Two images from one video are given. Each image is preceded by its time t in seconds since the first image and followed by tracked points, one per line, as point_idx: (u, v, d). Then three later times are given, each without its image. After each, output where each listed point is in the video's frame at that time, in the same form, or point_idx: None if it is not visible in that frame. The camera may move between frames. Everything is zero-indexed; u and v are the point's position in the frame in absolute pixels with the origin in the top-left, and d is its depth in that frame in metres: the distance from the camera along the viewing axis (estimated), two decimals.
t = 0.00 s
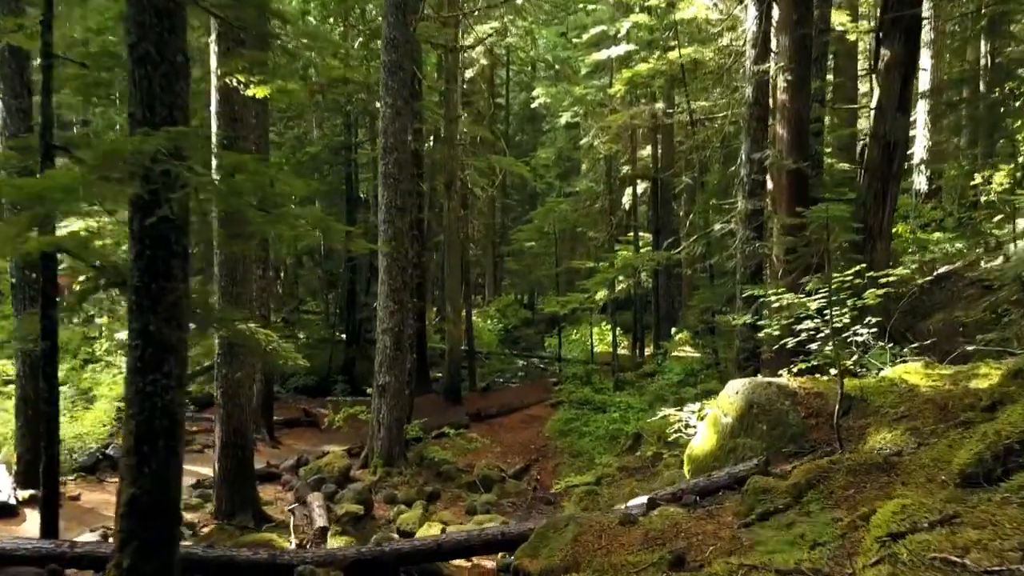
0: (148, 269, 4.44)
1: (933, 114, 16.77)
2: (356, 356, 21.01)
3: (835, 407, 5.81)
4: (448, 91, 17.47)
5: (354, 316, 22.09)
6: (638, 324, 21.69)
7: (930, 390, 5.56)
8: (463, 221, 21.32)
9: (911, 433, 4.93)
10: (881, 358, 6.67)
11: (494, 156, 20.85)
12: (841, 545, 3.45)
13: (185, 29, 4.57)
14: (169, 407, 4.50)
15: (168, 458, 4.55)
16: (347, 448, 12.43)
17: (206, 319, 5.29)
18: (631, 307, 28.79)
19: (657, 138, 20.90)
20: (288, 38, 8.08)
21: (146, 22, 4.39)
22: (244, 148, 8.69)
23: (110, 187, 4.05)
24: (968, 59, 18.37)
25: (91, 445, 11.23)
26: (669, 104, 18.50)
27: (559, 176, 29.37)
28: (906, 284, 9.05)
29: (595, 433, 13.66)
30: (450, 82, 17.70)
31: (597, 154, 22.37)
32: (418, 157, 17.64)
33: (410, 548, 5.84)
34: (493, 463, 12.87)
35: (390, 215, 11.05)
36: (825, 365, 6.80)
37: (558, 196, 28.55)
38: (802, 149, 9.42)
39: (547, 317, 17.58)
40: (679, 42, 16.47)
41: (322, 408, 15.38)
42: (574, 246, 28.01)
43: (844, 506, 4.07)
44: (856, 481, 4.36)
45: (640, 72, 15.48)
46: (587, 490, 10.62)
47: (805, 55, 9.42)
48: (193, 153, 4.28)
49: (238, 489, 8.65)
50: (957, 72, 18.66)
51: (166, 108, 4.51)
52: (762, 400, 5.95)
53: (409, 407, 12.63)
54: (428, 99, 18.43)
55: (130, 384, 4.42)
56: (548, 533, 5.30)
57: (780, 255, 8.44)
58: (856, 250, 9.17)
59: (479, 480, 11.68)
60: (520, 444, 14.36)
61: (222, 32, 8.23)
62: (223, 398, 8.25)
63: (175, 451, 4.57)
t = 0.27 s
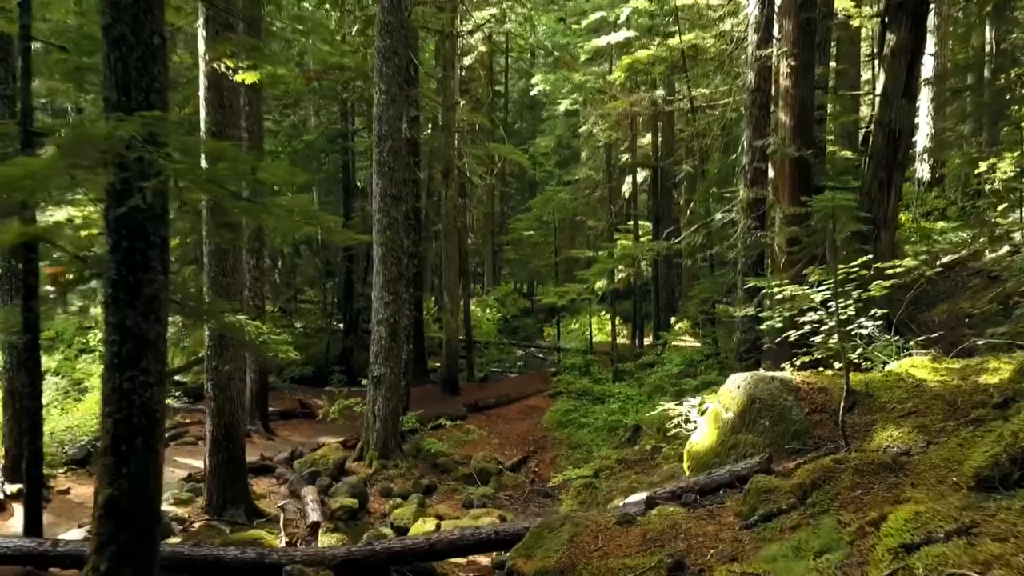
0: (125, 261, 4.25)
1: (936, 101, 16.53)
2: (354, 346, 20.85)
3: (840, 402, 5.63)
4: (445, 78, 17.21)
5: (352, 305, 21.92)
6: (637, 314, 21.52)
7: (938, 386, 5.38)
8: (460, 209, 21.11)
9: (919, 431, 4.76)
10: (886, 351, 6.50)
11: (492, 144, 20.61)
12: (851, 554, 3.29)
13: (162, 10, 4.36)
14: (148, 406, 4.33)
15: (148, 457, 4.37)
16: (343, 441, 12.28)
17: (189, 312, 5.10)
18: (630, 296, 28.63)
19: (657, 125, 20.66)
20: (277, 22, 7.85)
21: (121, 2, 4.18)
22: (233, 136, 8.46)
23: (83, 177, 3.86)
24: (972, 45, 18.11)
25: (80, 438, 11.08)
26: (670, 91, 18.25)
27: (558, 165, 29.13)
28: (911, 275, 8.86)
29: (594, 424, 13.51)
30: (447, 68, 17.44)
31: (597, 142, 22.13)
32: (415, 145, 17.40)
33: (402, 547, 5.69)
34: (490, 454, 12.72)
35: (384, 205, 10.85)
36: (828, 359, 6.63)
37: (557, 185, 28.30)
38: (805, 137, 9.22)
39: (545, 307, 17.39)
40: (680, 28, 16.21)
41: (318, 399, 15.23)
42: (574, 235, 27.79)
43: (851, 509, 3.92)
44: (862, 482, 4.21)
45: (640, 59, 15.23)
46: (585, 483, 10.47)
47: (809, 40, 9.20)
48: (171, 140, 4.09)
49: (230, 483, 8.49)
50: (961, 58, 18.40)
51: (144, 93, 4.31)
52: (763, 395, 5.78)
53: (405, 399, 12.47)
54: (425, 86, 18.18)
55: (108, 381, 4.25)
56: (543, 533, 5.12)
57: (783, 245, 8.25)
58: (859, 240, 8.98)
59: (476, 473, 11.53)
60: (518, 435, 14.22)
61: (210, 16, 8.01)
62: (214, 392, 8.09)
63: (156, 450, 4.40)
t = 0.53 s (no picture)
0: (103, 254, 4.07)
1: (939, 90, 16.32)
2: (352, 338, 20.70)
3: (845, 398, 5.48)
4: (442, 66, 16.97)
5: (349, 296, 21.75)
6: (637, 305, 21.35)
7: (947, 382, 5.22)
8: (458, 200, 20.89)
9: (928, 429, 4.61)
10: (890, 345, 6.34)
11: (490, 134, 20.39)
12: (862, 566, 3.14)
13: None
14: (128, 405, 4.16)
15: (130, 457, 4.21)
16: (339, 434, 12.14)
17: (173, 306, 4.93)
18: (630, 288, 28.47)
19: (657, 115, 20.43)
20: (267, 7, 7.63)
21: None
22: (224, 125, 8.26)
23: (56, 166, 3.68)
24: (977, 33, 17.87)
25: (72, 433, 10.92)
26: (669, 80, 18.01)
27: (557, 155, 28.90)
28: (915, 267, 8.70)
29: (592, 417, 13.37)
30: (444, 57, 17.20)
31: (595, 132, 21.91)
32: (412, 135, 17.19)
33: (394, 548, 5.54)
34: (488, 448, 12.58)
35: (379, 195, 10.67)
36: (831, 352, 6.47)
37: (556, 175, 28.06)
38: (808, 125, 9.04)
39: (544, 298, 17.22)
40: (680, 15, 15.96)
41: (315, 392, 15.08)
42: (573, 225, 27.61)
43: (859, 512, 3.78)
44: (870, 483, 4.07)
45: (639, 47, 15.01)
46: (584, 477, 10.34)
47: (812, 26, 9.00)
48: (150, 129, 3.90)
49: (222, 479, 8.35)
50: (965, 46, 18.16)
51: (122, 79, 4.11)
52: (767, 391, 5.63)
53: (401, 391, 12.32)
54: (422, 75, 17.94)
55: (86, 379, 4.08)
56: (539, 534, 4.96)
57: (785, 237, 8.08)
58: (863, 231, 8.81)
59: (474, 467, 11.40)
60: (516, 428, 14.09)
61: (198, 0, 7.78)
62: (205, 386, 7.95)
63: (138, 450, 4.24)
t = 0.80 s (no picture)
0: (75, 246, 3.88)
1: (943, 77, 16.07)
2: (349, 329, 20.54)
3: (850, 394, 5.29)
4: (439, 53, 16.72)
5: (346, 287, 21.57)
6: (637, 295, 21.16)
7: (956, 379, 5.04)
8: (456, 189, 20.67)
9: (937, 429, 4.43)
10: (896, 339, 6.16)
11: (489, 122, 20.15)
12: None
13: None
14: (103, 404, 3.98)
15: (106, 458, 4.03)
16: (335, 427, 11.98)
17: (153, 300, 4.74)
18: (630, 277, 28.27)
19: (657, 103, 20.17)
20: None
21: None
22: (212, 112, 8.06)
23: (22, 153, 3.48)
24: (982, 19, 17.59)
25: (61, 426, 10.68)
26: (670, 67, 17.75)
27: (556, 143, 28.64)
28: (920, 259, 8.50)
29: (590, 410, 13.22)
30: (441, 43, 16.94)
31: (595, 120, 21.66)
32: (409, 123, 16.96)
33: (386, 548, 5.38)
34: (485, 441, 12.43)
35: (373, 184, 10.47)
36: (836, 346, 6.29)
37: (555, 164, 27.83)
38: (811, 113, 8.84)
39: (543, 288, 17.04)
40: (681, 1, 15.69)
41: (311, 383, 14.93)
42: (572, 215, 27.38)
43: (868, 517, 3.61)
44: (878, 485, 3.90)
45: (639, 34, 14.76)
46: (582, 472, 10.18)
47: (816, 11, 8.76)
48: (123, 114, 3.70)
49: (212, 475, 8.18)
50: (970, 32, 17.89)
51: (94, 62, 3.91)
52: (770, 388, 5.45)
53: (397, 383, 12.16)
54: (419, 62, 17.68)
55: (59, 377, 3.90)
56: (534, 535, 4.80)
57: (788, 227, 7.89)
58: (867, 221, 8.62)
59: (470, 461, 11.25)
60: (514, 421, 13.94)
61: None
62: (195, 380, 7.77)
63: (114, 451, 4.06)
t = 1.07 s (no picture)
0: (50, 241, 3.70)
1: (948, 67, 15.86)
2: (347, 321, 20.38)
3: (856, 393, 5.13)
4: (436, 42, 16.48)
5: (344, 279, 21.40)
6: (636, 288, 21.00)
7: (967, 377, 4.88)
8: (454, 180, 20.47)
9: (947, 430, 4.28)
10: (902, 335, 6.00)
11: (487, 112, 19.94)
12: None
13: None
14: (80, 405, 3.82)
15: (84, 462, 3.87)
16: (331, 422, 11.84)
17: (144, 293, 4.44)
18: (630, 269, 28.10)
19: (658, 93, 19.95)
20: None
21: None
22: (203, 101, 7.87)
23: None
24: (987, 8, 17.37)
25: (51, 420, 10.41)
26: (671, 57, 17.53)
27: (556, 134, 28.43)
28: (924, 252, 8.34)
29: (589, 403, 13.07)
30: (439, 32, 16.71)
31: (595, 110, 21.44)
32: (406, 113, 16.75)
33: (377, 550, 5.23)
34: (483, 436, 12.29)
35: (369, 176, 10.30)
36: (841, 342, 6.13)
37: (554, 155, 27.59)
38: (815, 102, 8.67)
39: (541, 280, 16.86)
40: None
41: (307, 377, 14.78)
42: (572, 206, 27.19)
43: (877, 525, 3.46)
44: (888, 491, 3.75)
45: (640, 22, 14.54)
46: (580, 467, 10.05)
47: None
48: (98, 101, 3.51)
49: (203, 472, 8.03)
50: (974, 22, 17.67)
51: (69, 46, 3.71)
52: (773, 386, 5.29)
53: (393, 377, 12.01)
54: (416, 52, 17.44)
55: (34, 377, 3.73)
56: (528, 540, 4.65)
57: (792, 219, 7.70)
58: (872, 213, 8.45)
59: (468, 456, 11.10)
60: (512, 414, 13.80)
61: None
62: (185, 376, 7.62)
63: (93, 453, 3.90)
